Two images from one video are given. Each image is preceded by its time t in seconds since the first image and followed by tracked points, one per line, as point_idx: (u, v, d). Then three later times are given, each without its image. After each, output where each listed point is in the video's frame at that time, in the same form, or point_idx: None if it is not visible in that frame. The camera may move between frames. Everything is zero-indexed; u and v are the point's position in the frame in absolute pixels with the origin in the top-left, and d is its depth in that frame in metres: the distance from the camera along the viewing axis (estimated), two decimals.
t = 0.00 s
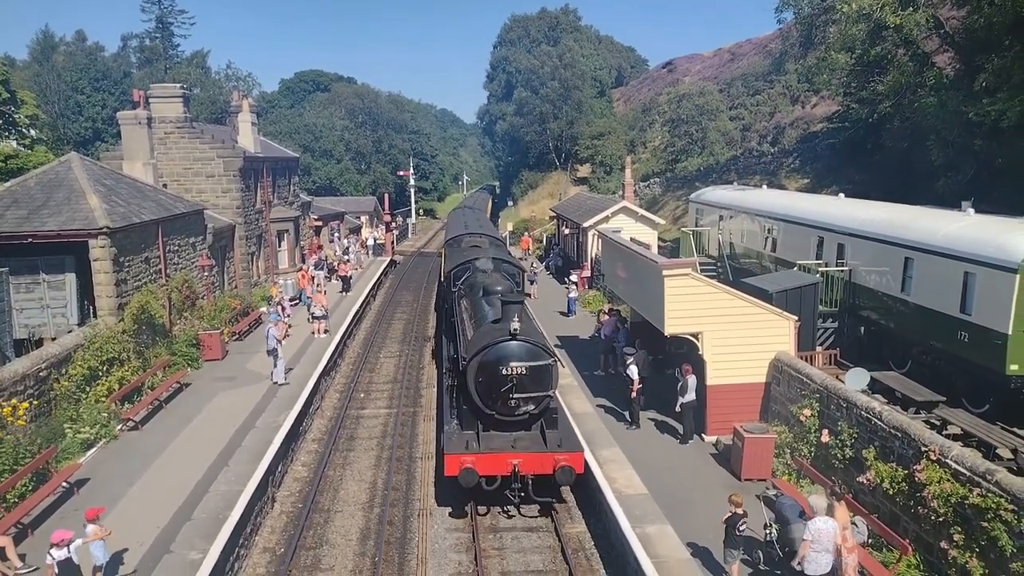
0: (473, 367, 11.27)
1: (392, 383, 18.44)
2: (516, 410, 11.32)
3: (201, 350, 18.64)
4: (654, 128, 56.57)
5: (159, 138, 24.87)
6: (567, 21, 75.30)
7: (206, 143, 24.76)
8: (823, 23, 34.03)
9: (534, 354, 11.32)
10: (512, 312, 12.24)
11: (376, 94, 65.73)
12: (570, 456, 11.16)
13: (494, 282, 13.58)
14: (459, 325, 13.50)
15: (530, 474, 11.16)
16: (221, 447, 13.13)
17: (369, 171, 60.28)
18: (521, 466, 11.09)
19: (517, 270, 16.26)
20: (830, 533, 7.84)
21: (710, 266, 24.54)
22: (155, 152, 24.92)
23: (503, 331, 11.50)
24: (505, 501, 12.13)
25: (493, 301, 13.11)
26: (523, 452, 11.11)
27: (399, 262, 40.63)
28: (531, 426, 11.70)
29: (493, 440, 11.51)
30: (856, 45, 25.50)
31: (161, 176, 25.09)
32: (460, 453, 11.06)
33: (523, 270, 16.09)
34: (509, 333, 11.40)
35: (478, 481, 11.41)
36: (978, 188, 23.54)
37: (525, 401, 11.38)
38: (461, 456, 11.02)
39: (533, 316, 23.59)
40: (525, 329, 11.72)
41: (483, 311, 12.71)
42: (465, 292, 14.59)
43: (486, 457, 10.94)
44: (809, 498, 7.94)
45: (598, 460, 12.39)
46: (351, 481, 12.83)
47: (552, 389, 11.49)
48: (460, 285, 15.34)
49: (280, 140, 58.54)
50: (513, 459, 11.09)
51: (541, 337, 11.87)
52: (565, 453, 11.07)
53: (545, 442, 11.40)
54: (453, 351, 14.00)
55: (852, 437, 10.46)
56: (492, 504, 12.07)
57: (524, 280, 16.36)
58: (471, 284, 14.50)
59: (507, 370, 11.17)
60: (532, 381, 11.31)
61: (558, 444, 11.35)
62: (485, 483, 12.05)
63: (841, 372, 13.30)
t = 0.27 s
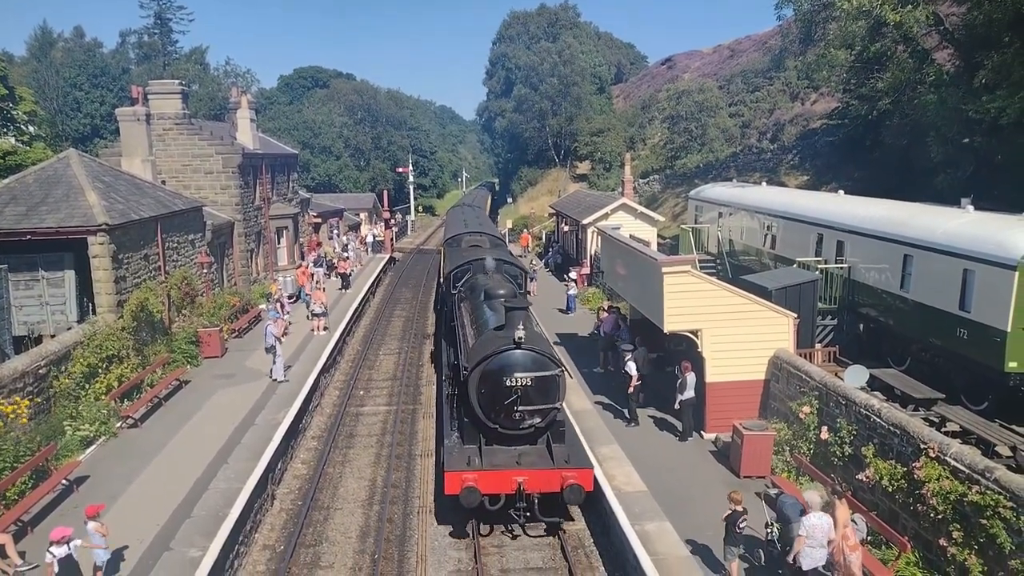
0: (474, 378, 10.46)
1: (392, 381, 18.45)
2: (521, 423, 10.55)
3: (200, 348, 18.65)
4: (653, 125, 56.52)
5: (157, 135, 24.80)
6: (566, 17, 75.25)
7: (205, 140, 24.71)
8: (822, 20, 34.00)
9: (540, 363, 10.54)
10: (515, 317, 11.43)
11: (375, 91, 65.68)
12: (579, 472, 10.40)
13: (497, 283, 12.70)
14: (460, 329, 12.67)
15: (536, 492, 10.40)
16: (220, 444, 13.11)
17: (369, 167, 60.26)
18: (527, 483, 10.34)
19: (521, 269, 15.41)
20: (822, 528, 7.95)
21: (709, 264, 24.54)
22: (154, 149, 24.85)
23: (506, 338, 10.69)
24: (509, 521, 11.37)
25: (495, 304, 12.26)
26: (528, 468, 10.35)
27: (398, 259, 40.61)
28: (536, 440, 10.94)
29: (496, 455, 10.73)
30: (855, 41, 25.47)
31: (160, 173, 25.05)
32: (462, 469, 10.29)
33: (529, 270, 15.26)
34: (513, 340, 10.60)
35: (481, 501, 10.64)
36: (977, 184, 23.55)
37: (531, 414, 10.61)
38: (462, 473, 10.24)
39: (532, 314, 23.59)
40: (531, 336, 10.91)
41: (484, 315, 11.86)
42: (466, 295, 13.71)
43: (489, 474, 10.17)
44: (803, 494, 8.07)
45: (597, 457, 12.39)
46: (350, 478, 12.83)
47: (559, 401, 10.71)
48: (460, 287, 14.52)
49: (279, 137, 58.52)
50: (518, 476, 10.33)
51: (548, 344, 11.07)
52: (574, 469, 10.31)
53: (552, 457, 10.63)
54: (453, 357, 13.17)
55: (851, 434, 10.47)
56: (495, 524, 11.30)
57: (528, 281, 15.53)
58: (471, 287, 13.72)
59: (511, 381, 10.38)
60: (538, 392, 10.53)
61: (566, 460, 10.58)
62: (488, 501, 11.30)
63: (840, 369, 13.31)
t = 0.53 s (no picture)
0: (475, 389, 9.78)
1: (390, 377, 18.46)
2: (525, 438, 9.85)
3: (197, 344, 18.63)
4: (651, 121, 56.45)
5: (154, 131, 24.81)
6: (564, 13, 75.20)
7: (202, 136, 24.69)
8: (820, 16, 34.00)
9: (545, 374, 9.91)
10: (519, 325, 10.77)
11: (372, 87, 65.57)
12: (587, 491, 9.68)
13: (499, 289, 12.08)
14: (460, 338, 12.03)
15: (541, 511, 9.69)
16: (217, 442, 13.07)
17: (366, 164, 60.18)
18: (532, 503, 9.62)
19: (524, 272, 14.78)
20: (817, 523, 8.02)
21: (707, 260, 24.56)
22: (152, 145, 24.83)
23: (509, 348, 10.04)
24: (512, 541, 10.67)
25: (498, 310, 11.63)
26: (534, 486, 9.63)
27: (396, 255, 40.60)
28: (541, 456, 10.24)
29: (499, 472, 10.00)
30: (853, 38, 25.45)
31: (157, 169, 25.00)
32: (462, 488, 9.57)
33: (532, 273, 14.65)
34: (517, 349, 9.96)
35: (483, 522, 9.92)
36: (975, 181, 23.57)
37: (536, 429, 9.91)
38: (463, 492, 9.54)
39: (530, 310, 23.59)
40: (535, 345, 10.28)
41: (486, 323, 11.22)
42: (467, 300, 13.07)
43: (492, 492, 9.48)
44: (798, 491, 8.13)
45: (595, 453, 12.41)
46: (348, 475, 12.84)
47: (566, 415, 10.02)
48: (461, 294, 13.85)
49: (276, 133, 58.43)
50: (522, 495, 9.61)
51: (553, 354, 10.42)
52: (582, 488, 9.60)
53: (559, 475, 9.93)
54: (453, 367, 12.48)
55: (849, 431, 10.49)
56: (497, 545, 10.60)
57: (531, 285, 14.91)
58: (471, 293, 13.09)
59: (515, 394, 9.73)
60: (543, 404, 9.86)
61: (574, 477, 9.86)
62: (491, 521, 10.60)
63: (837, 366, 13.33)
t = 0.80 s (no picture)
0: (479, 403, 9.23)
1: (389, 374, 18.47)
2: (531, 455, 9.31)
3: (197, 341, 18.63)
4: (651, 118, 56.37)
5: (154, 128, 24.82)
6: (564, 10, 75.17)
7: (201, 133, 24.70)
8: (821, 13, 33.95)
9: (552, 387, 9.37)
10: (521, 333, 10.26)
11: (372, 83, 65.50)
12: (598, 513, 9.08)
13: (501, 293, 11.52)
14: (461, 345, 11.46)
15: (549, 535, 9.08)
16: (216, 438, 13.08)
17: (366, 161, 60.16)
18: (539, 526, 9.03)
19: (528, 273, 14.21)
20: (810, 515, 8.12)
21: (707, 257, 24.56)
22: (151, 141, 24.85)
23: (514, 359, 9.49)
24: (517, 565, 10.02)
25: (501, 316, 11.08)
26: (541, 508, 9.04)
27: (396, 252, 40.62)
28: (548, 473, 9.68)
29: (503, 491, 9.42)
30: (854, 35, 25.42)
31: (156, 166, 24.99)
32: (464, 510, 8.96)
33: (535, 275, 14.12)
34: (522, 360, 9.42)
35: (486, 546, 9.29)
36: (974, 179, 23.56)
37: (543, 445, 9.37)
38: (465, 515, 8.92)
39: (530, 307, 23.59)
40: (542, 356, 9.72)
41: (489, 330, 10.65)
42: (468, 305, 12.50)
43: (496, 514, 8.90)
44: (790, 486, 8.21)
45: (594, 450, 12.43)
46: (348, 472, 12.85)
47: (574, 430, 9.49)
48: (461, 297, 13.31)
49: (276, 130, 58.40)
50: (529, 518, 9.02)
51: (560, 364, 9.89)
52: (592, 510, 9.02)
53: (567, 495, 9.37)
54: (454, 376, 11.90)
55: (848, 428, 10.50)
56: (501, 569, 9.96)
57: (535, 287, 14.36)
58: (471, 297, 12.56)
59: (521, 408, 9.18)
60: (550, 418, 9.33)
61: (583, 498, 9.27)
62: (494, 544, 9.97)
63: (836, 363, 13.35)
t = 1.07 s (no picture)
0: (477, 421, 8.47)
1: (383, 371, 18.45)
2: (534, 476, 8.57)
3: (190, 338, 18.56)
4: (646, 115, 56.39)
5: (147, 124, 24.67)
6: (558, 6, 75.08)
7: (194, 129, 24.55)
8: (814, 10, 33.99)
9: (557, 403, 8.63)
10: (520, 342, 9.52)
11: (366, 79, 65.33)
12: (606, 540, 8.35)
13: (498, 297, 10.75)
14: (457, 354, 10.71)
15: (553, 563, 8.36)
16: (210, 436, 13.04)
17: (360, 157, 59.99)
18: (543, 553, 8.30)
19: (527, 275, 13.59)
20: (798, 510, 8.14)
21: (701, 254, 24.59)
22: (144, 138, 24.72)
23: (516, 372, 8.73)
24: None
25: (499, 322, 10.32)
26: (545, 534, 8.32)
27: (389, 249, 40.57)
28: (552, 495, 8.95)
29: (503, 516, 8.66)
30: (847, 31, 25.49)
31: (149, 162, 24.87)
32: (462, 537, 8.21)
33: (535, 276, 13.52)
34: (524, 373, 8.67)
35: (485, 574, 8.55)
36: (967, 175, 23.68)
37: (547, 465, 8.62)
38: (463, 542, 8.16)
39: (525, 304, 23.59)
40: (545, 368, 8.96)
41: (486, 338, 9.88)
42: (464, 310, 11.74)
43: (496, 539, 8.19)
44: (779, 480, 8.21)
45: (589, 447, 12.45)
46: (342, 469, 12.84)
47: (582, 449, 8.74)
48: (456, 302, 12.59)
49: (269, 126, 58.19)
50: (532, 545, 8.28)
51: (564, 376, 9.15)
52: (600, 535, 8.31)
53: (573, 519, 8.63)
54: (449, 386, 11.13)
55: (841, 423, 10.55)
56: None
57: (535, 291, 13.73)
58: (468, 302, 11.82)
59: (523, 426, 8.43)
60: (555, 437, 8.59)
61: (590, 522, 8.55)
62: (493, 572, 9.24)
63: (830, 359, 13.39)
